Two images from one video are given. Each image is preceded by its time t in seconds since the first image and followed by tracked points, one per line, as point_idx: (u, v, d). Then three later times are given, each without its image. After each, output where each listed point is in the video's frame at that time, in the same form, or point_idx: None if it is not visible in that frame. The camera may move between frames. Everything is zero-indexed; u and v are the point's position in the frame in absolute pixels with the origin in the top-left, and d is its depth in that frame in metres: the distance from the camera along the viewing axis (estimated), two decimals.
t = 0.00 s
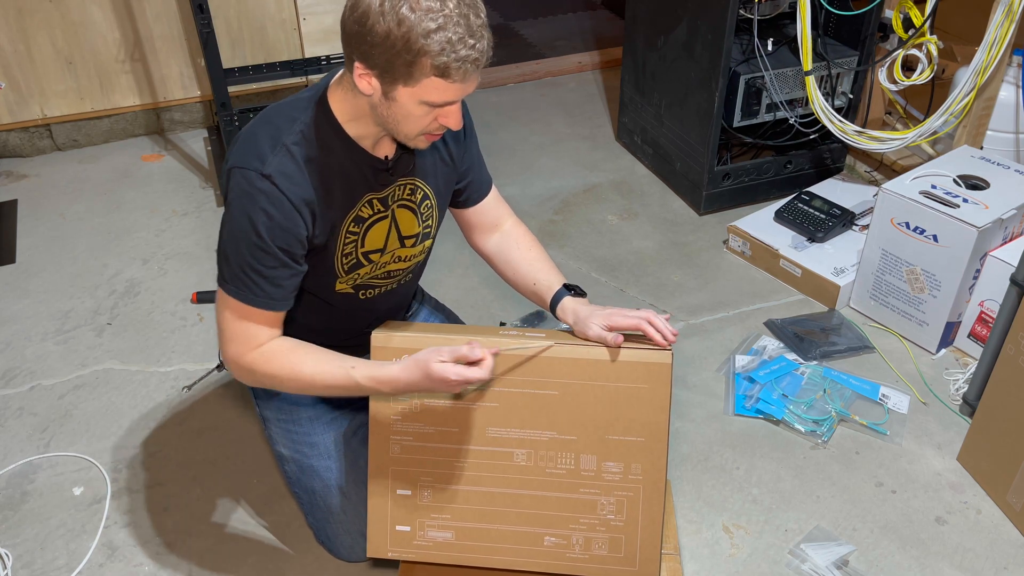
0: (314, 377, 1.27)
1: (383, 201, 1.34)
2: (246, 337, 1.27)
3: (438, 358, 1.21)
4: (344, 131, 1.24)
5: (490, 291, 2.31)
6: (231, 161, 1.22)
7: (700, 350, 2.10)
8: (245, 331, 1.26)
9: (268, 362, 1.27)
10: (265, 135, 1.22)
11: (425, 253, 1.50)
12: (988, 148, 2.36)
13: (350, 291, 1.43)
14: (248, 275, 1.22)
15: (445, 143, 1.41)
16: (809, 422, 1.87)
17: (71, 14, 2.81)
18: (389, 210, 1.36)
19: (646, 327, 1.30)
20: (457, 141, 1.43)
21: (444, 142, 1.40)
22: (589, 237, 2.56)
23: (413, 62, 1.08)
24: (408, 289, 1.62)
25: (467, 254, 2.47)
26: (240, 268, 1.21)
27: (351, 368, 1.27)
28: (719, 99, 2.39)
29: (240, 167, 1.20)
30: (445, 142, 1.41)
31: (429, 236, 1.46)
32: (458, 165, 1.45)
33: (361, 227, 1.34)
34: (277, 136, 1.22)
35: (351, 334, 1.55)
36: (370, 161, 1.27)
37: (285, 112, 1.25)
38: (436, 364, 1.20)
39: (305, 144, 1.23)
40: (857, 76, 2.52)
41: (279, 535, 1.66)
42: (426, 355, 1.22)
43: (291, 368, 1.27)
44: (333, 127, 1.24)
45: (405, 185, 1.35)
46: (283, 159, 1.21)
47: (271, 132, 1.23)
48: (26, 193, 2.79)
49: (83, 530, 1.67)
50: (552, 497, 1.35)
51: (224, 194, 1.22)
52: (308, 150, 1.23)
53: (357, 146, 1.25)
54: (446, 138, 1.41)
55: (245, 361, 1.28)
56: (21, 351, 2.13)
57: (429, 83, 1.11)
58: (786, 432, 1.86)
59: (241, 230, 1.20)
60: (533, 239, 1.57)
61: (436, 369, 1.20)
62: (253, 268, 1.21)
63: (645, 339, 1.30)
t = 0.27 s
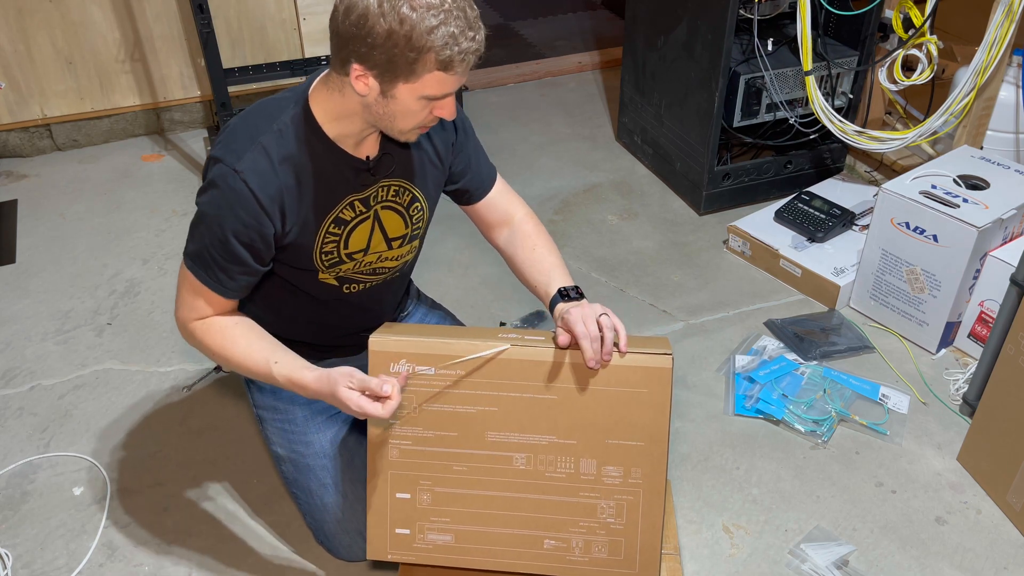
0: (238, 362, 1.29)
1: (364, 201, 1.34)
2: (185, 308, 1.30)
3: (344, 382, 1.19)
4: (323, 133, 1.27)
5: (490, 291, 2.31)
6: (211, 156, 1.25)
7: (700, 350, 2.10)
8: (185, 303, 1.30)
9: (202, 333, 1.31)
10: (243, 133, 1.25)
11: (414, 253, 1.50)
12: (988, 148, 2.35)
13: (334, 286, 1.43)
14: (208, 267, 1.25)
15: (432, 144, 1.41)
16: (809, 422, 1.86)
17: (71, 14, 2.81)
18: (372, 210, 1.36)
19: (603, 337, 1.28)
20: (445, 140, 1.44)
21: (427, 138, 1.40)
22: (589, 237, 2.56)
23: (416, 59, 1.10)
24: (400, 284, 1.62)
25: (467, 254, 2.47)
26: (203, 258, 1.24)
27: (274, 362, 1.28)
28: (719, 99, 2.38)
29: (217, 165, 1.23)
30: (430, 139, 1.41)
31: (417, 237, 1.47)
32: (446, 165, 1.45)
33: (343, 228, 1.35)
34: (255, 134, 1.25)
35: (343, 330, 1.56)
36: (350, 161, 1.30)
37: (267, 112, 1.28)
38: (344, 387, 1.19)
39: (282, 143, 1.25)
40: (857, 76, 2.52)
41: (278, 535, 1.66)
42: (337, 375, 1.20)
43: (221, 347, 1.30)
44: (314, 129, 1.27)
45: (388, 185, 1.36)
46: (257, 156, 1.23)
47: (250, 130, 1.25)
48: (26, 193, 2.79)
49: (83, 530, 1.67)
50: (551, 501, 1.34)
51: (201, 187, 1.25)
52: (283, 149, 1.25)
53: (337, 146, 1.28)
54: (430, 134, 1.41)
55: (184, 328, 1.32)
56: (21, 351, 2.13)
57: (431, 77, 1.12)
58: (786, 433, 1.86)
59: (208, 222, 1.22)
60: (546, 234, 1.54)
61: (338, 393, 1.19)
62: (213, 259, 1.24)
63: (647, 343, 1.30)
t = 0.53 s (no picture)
0: (199, 328, 1.29)
1: (356, 194, 1.35)
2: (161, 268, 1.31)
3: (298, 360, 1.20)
4: (316, 124, 1.28)
5: (490, 291, 2.31)
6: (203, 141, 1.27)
7: (700, 350, 2.10)
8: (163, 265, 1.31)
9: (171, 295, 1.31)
10: (236, 120, 1.26)
11: (406, 249, 1.50)
12: (988, 148, 2.35)
13: (325, 279, 1.44)
14: (190, 249, 1.26)
15: (428, 141, 1.42)
16: (809, 422, 1.87)
17: (71, 13, 2.81)
18: (364, 203, 1.36)
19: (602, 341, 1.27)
20: (441, 138, 1.44)
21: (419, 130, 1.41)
22: (588, 237, 2.56)
23: (406, 45, 1.11)
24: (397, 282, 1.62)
25: (467, 253, 2.47)
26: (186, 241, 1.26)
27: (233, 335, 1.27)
28: (719, 99, 2.39)
29: (208, 150, 1.24)
30: (424, 134, 1.42)
31: (410, 234, 1.47)
32: (441, 163, 1.46)
33: (334, 221, 1.35)
34: (246, 123, 1.26)
35: (340, 326, 1.56)
36: (344, 153, 1.30)
37: (259, 101, 1.28)
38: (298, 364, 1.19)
39: (272, 132, 1.26)
40: (857, 76, 2.52)
41: (278, 536, 1.66)
42: (292, 353, 1.21)
43: (187, 312, 1.30)
44: (305, 119, 1.27)
45: (382, 180, 1.37)
46: (246, 144, 1.24)
47: (241, 119, 1.26)
48: (26, 193, 2.79)
49: (83, 530, 1.67)
50: (551, 504, 1.34)
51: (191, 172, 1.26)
52: (273, 138, 1.26)
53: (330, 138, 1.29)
54: (424, 128, 1.41)
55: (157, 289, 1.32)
56: (21, 351, 2.13)
57: (421, 64, 1.13)
58: (786, 433, 1.86)
59: (195, 206, 1.24)
60: (539, 233, 1.53)
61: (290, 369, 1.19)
62: (195, 241, 1.26)
63: (647, 346, 1.29)
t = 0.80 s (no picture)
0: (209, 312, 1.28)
1: (352, 191, 1.35)
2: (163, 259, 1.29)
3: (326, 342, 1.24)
4: (312, 121, 1.28)
5: (490, 291, 2.31)
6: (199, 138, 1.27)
7: (700, 350, 2.10)
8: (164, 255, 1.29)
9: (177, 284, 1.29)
10: (232, 115, 1.26)
11: (401, 250, 1.50)
12: (988, 148, 2.35)
13: (322, 280, 1.44)
14: (185, 244, 1.26)
15: (426, 142, 1.42)
16: (809, 422, 1.86)
17: (71, 14, 2.81)
18: (360, 201, 1.36)
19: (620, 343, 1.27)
20: (440, 140, 1.44)
21: (416, 129, 1.40)
22: (588, 237, 2.56)
23: (380, 43, 1.09)
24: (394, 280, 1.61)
25: (467, 254, 2.47)
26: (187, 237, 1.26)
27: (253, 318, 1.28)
28: (719, 99, 2.38)
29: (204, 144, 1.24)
30: (421, 134, 1.41)
31: (405, 233, 1.46)
32: (438, 164, 1.46)
33: (330, 218, 1.35)
34: (241, 120, 1.26)
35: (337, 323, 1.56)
36: (338, 150, 1.30)
37: (255, 98, 1.28)
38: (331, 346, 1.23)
39: (268, 129, 1.26)
40: (857, 76, 2.52)
41: (278, 536, 1.66)
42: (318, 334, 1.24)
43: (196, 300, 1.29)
44: (299, 114, 1.28)
45: (379, 178, 1.36)
46: (242, 140, 1.24)
47: (237, 116, 1.26)
48: (26, 193, 2.79)
49: (83, 530, 1.67)
50: (551, 504, 1.34)
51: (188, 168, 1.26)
52: (269, 135, 1.26)
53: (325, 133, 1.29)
54: (421, 128, 1.40)
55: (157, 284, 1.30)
56: (21, 351, 2.13)
57: (396, 65, 1.11)
58: (786, 433, 1.86)
59: (191, 202, 1.24)
60: (528, 241, 1.54)
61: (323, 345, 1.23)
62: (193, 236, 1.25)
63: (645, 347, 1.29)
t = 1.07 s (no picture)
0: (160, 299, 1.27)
1: (349, 196, 1.34)
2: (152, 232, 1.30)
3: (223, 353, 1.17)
4: (313, 123, 1.28)
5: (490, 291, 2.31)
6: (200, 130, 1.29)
7: (700, 350, 2.10)
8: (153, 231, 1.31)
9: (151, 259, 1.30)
10: (232, 112, 1.28)
11: (397, 255, 1.49)
12: (988, 148, 2.35)
13: (314, 279, 1.44)
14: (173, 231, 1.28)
15: (427, 148, 1.41)
16: (809, 422, 1.87)
17: (71, 13, 2.81)
18: (357, 205, 1.36)
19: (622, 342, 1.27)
20: (442, 147, 1.43)
21: (421, 136, 1.39)
22: (588, 237, 2.56)
23: (363, 64, 1.08)
24: (393, 279, 1.61)
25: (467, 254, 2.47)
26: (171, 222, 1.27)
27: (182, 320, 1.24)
28: (719, 99, 2.39)
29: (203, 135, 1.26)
30: (426, 142, 1.40)
31: (402, 239, 1.46)
32: (439, 171, 1.44)
33: (325, 220, 1.35)
34: (241, 116, 1.27)
35: (336, 323, 1.55)
36: (337, 153, 1.30)
37: (258, 95, 1.30)
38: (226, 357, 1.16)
39: (265, 128, 1.27)
40: (857, 76, 2.52)
41: (278, 536, 1.66)
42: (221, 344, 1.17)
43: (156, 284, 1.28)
44: (300, 115, 1.28)
45: (377, 184, 1.36)
46: (238, 136, 1.25)
47: (237, 112, 1.27)
48: (26, 193, 2.79)
49: (83, 530, 1.67)
50: (551, 504, 1.34)
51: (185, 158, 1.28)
52: (267, 134, 1.27)
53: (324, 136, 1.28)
54: (427, 136, 1.40)
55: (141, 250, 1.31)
56: (22, 351, 2.13)
57: (377, 87, 1.10)
58: (786, 432, 1.86)
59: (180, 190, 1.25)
60: (524, 250, 1.53)
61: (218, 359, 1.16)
62: (176, 223, 1.27)
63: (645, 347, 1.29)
